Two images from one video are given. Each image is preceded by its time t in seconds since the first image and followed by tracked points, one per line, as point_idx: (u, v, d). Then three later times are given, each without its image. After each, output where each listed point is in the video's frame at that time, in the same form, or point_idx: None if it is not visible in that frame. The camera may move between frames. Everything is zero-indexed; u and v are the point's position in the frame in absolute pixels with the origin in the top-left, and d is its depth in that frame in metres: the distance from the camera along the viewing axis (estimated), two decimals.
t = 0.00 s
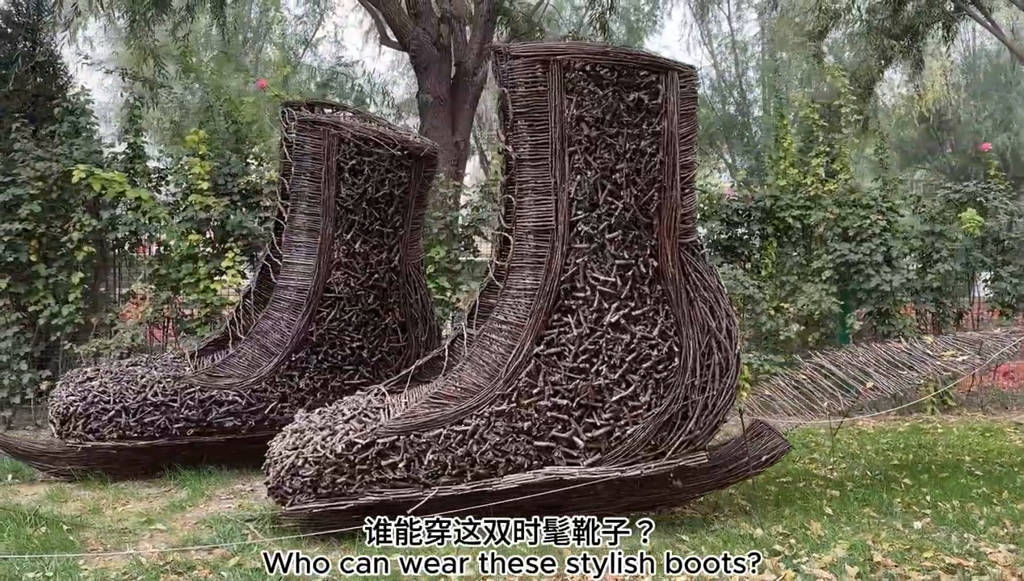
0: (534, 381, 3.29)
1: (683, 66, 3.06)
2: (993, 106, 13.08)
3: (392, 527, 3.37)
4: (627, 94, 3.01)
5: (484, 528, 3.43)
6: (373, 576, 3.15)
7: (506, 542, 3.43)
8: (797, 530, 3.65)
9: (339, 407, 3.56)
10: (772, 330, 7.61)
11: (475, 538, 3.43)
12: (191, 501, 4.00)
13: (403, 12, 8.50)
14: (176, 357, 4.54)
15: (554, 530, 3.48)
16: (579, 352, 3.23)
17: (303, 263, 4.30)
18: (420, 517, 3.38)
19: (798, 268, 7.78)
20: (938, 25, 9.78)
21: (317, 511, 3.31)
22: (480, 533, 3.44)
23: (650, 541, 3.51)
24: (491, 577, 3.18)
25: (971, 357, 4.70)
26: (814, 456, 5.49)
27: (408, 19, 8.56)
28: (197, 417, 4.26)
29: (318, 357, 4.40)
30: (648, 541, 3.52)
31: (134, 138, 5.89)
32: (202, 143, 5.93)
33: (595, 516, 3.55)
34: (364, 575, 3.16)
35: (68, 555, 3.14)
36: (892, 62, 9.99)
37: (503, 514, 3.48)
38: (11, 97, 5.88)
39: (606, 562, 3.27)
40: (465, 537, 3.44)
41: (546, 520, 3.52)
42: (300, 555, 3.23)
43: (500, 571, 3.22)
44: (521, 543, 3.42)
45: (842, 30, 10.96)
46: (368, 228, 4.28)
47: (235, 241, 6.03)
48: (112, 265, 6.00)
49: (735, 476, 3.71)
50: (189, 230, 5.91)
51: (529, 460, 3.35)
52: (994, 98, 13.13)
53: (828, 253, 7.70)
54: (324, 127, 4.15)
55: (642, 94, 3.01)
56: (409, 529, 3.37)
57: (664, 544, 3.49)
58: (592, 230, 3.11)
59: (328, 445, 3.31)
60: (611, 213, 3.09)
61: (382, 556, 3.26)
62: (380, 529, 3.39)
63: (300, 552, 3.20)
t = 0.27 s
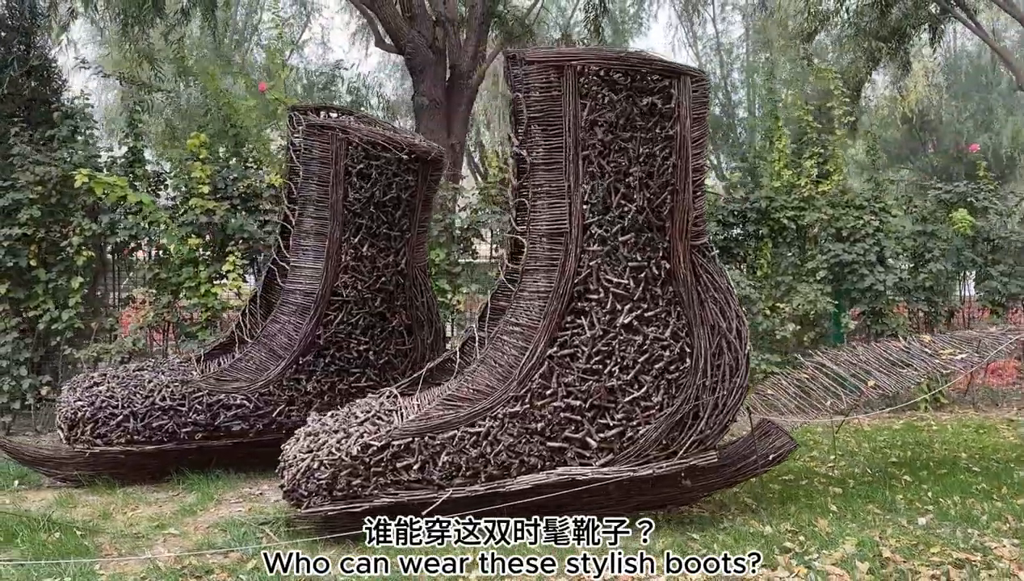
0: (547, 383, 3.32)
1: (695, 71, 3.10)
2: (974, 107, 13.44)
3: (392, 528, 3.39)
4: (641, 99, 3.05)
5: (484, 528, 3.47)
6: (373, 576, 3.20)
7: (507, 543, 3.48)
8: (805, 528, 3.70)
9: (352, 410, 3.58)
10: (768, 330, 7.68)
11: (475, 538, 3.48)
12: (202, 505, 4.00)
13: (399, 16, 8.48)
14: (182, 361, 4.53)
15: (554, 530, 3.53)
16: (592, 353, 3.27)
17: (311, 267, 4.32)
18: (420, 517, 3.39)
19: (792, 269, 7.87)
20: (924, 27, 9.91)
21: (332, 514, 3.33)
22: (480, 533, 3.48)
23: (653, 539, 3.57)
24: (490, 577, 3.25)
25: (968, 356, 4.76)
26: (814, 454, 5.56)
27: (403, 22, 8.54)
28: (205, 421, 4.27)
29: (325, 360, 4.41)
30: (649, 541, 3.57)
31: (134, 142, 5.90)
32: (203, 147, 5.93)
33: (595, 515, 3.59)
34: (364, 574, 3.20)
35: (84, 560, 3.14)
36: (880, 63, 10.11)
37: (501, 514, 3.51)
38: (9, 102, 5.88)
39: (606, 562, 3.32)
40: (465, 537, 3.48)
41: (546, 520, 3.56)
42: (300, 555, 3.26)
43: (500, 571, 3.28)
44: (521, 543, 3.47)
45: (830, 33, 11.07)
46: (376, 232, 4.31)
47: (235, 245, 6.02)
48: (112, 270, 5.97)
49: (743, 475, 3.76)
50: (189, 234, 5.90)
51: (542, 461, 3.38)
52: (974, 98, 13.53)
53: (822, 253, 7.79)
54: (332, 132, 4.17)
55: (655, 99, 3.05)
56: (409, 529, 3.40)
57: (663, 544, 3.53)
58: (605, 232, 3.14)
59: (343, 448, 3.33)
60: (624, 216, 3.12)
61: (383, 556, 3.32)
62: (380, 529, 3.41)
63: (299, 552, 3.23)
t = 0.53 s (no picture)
0: (553, 381, 3.38)
1: (698, 75, 3.18)
2: (949, 107, 13.68)
3: (391, 528, 3.43)
4: (645, 102, 3.12)
5: (484, 528, 3.50)
6: (373, 576, 3.23)
7: (506, 542, 3.49)
8: (803, 520, 3.78)
9: (359, 410, 3.62)
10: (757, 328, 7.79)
11: (475, 538, 3.50)
12: (207, 506, 4.02)
13: (388, 18, 8.46)
14: (183, 364, 4.54)
15: (553, 530, 3.55)
16: (598, 352, 3.33)
17: (313, 269, 4.35)
18: (419, 517, 3.44)
19: (780, 268, 7.98)
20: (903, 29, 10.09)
21: (342, 513, 3.37)
22: (480, 533, 3.50)
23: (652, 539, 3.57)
24: (490, 576, 3.24)
25: (957, 352, 4.95)
26: (805, 449, 5.66)
27: (391, 24, 8.50)
28: (208, 423, 4.30)
29: (327, 361, 4.44)
30: (648, 541, 3.56)
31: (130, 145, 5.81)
32: (198, 150, 5.93)
33: (594, 516, 3.61)
34: (364, 574, 3.24)
35: (96, 562, 3.14)
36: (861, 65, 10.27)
37: (501, 514, 3.54)
38: None
39: (606, 562, 3.31)
40: (465, 537, 3.50)
41: (546, 521, 3.58)
42: (300, 555, 3.28)
43: (499, 571, 3.28)
44: (520, 543, 3.48)
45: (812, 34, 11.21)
46: (377, 234, 4.35)
47: (230, 247, 6.02)
48: (105, 273, 5.91)
49: (743, 470, 3.83)
50: (184, 237, 5.89)
51: (549, 458, 3.43)
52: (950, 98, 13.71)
53: (809, 252, 7.91)
54: (334, 135, 4.21)
55: (660, 102, 3.12)
56: (409, 529, 3.44)
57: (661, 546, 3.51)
58: (610, 233, 3.21)
59: (353, 448, 3.37)
60: (629, 217, 3.19)
61: (382, 556, 3.36)
62: (380, 529, 3.45)
63: (299, 553, 3.25)
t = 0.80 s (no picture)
0: (557, 378, 3.47)
1: (696, 81, 3.28)
2: (921, 107, 14.07)
3: (391, 528, 3.49)
4: (646, 107, 3.22)
5: (484, 528, 3.56)
6: (373, 576, 3.25)
7: (506, 542, 3.51)
8: (797, 512, 3.90)
9: (365, 409, 3.69)
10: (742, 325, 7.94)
11: (475, 538, 3.54)
12: (211, 507, 4.06)
13: (375, 20, 8.50)
14: (184, 366, 4.58)
15: (554, 530, 3.55)
16: (600, 350, 3.42)
17: (313, 271, 4.41)
18: (420, 516, 3.51)
19: (764, 266, 8.14)
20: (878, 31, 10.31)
21: (350, 510, 3.44)
22: (480, 533, 3.55)
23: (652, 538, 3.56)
24: (489, 576, 3.26)
25: (940, 346, 5.10)
26: (793, 443, 5.79)
27: (378, 27, 8.53)
28: (210, 424, 4.34)
29: (327, 362, 4.50)
30: (648, 541, 3.54)
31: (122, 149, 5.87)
32: (191, 154, 5.96)
33: (594, 516, 3.60)
34: (364, 574, 3.25)
35: (110, 561, 3.19)
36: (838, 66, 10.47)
37: (501, 514, 3.59)
38: None
39: (606, 562, 3.29)
40: (465, 537, 3.54)
41: (546, 521, 3.59)
42: (300, 555, 3.31)
43: (499, 571, 3.28)
44: (520, 543, 3.50)
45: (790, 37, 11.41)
46: (376, 236, 4.41)
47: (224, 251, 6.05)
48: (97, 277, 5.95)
49: (738, 463, 3.94)
50: (178, 240, 5.92)
51: (552, 454, 3.52)
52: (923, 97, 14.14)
53: (792, 250, 8.08)
54: (334, 139, 4.27)
55: (660, 107, 3.22)
56: (409, 529, 3.50)
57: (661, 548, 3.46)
58: (612, 234, 3.30)
59: (361, 446, 3.45)
60: (630, 218, 3.29)
61: (382, 556, 3.38)
62: (380, 529, 3.51)
63: (299, 552, 3.28)
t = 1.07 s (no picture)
0: (556, 374, 3.55)
1: (690, 83, 3.38)
2: (890, 105, 14.22)
3: (392, 528, 3.49)
4: (642, 108, 3.30)
5: (484, 528, 3.51)
6: (372, 576, 3.19)
7: (506, 542, 3.46)
8: (789, 501, 4.01)
9: (366, 406, 3.75)
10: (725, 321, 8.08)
11: (476, 538, 3.50)
12: (211, 505, 4.09)
13: (358, 20, 8.52)
14: (179, 367, 4.60)
15: (553, 530, 3.48)
16: (598, 345, 3.50)
17: (310, 271, 4.45)
18: (419, 516, 3.52)
19: (745, 263, 8.29)
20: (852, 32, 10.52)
21: (354, 506, 3.49)
22: (480, 533, 3.51)
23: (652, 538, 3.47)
24: (488, 576, 3.18)
25: (920, 339, 5.27)
26: (778, 436, 5.93)
27: (361, 27, 8.56)
28: (208, 424, 4.36)
29: (323, 361, 4.53)
30: (649, 541, 3.46)
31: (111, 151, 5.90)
32: (181, 155, 5.97)
33: (593, 516, 3.54)
34: (363, 574, 3.19)
35: (117, 559, 3.22)
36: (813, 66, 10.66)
37: (501, 515, 3.55)
38: None
39: (606, 563, 3.20)
40: (465, 537, 3.51)
41: (546, 521, 3.54)
42: (300, 556, 3.30)
43: (498, 571, 3.21)
44: (520, 542, 3.44)
45: (766, 37, 11.60)
46: (372, 236, 4.46)
47: (214, 252, 6.06)
48: (86, 279, 5.94)
49: (730, 454, 4.03)
50: (168, 241, 5.93)
51: (551, 448, 3.60)
52: (893, 96, 14.29)
53: (773, 247, 8.25)
54: (331, 140, 4.32)
55: (656, 108, 3.31)
56: (409, 529, 3.51)
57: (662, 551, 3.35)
58: (609, 232, 3.39)
59: (364, 442, 3.50)
60: (627, 216, 3.37)
61: (381, 556, 3.32)
62: (380, 529, 3.51)
63: (299, 553, 3.27)
